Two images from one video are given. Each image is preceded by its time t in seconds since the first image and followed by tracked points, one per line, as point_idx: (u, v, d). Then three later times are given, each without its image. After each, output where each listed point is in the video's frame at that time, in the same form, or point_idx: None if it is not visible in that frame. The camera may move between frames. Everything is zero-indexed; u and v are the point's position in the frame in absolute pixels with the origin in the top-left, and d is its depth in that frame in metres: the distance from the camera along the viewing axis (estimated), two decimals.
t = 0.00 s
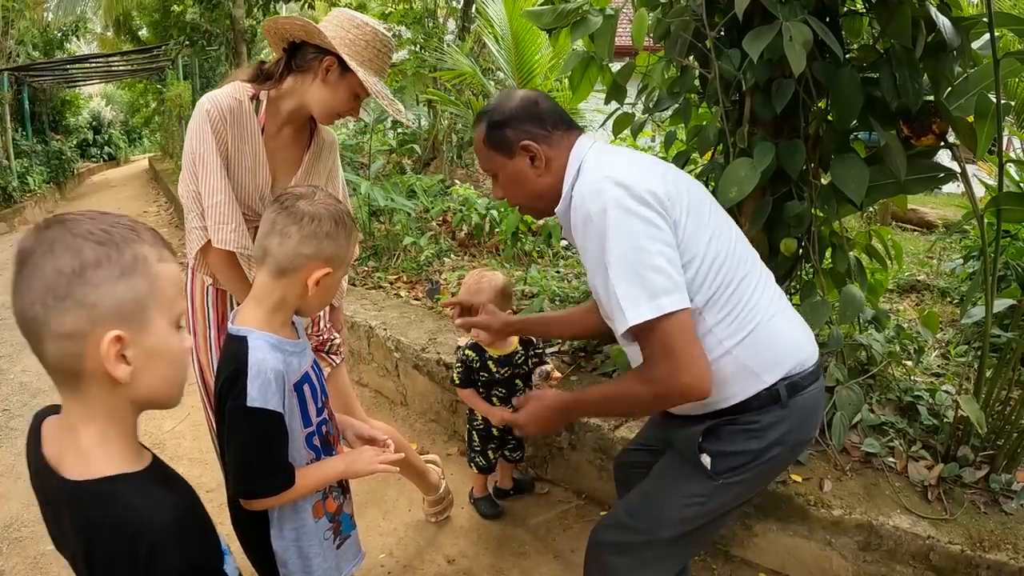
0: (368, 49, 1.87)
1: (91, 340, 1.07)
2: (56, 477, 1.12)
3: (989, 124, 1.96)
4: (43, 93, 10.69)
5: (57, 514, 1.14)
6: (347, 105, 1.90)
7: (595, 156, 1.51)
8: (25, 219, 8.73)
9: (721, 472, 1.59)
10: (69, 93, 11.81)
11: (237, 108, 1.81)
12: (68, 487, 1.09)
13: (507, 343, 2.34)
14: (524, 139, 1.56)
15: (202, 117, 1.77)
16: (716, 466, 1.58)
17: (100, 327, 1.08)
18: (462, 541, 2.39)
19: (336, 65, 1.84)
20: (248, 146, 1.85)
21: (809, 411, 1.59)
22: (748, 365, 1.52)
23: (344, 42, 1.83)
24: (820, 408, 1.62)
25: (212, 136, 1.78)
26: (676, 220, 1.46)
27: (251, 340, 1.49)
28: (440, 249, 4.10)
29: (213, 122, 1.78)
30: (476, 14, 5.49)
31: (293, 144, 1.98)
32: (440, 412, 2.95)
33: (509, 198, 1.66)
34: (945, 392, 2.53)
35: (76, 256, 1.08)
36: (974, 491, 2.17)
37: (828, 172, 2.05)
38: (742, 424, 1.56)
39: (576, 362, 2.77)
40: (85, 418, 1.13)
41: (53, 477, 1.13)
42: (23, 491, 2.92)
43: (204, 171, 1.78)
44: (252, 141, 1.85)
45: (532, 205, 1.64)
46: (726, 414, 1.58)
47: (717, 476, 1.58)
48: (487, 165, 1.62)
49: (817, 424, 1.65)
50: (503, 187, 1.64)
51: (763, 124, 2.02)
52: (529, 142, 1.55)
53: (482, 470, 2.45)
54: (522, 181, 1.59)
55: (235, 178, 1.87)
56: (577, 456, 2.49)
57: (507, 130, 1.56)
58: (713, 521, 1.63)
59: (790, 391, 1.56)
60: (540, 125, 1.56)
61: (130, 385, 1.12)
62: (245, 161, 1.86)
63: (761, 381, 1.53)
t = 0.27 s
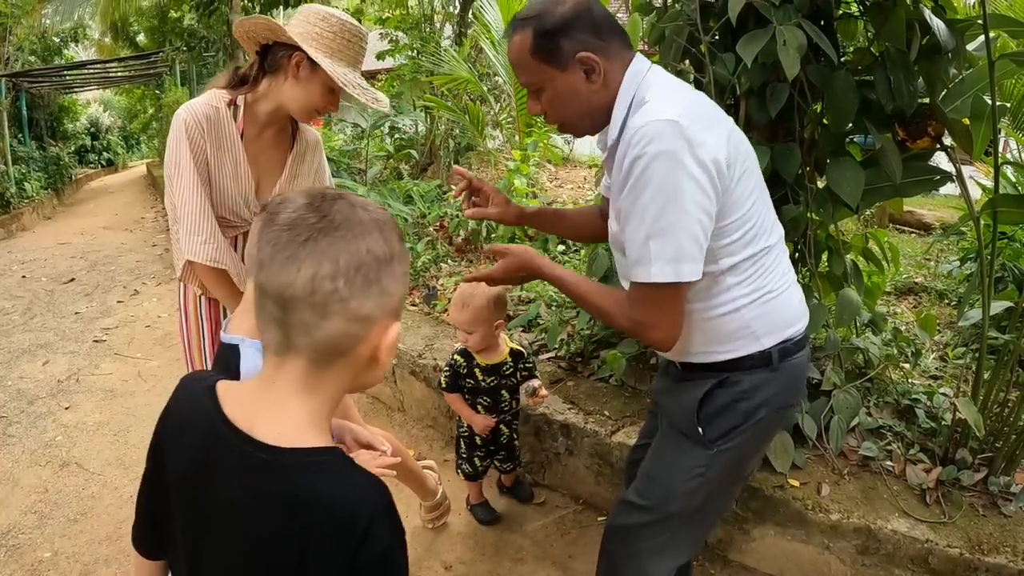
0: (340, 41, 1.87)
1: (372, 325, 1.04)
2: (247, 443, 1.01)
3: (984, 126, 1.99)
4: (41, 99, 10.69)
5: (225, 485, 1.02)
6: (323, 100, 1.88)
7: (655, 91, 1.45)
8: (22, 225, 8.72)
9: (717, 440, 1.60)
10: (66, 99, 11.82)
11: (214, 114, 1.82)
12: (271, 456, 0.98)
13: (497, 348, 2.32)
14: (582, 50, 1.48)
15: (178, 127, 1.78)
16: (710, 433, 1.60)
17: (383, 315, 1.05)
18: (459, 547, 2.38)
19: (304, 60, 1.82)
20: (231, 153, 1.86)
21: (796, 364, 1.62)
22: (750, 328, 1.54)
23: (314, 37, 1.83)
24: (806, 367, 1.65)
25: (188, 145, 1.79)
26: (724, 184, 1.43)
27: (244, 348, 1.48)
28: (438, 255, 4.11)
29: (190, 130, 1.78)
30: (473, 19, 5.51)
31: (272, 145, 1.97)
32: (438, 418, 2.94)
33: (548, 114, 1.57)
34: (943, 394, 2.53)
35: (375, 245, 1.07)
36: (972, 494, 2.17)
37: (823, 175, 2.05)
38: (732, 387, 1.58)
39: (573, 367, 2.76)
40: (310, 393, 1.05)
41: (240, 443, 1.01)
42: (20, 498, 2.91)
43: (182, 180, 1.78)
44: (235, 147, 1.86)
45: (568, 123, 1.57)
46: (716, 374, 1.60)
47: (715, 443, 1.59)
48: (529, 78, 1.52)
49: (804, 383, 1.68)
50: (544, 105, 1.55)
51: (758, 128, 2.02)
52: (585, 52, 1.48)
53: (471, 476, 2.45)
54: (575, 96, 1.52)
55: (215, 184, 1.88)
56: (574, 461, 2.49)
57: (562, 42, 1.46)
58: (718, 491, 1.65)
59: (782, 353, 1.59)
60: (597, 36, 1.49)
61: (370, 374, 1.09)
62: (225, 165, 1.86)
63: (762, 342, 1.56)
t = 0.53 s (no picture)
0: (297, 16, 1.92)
1: (447, 312, 1.12)
2: (333, 435, 1.03)
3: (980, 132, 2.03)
4: (42, 106, 10.73)
5: (310, 476, 1.04)
6: (297, 78, 1.91)
7: (701, 59, 1.42)
8: (22, 232, 8.73)
9: (723, 443, 1.59)
10: (67, 106, 11.86)
11: (196, 126, 1.83)
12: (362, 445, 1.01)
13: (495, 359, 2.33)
14: (622, 6, 1.39)
15: (161, 143, 1.78)
16: (717, 437, 1.59)
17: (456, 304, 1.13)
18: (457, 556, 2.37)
19: (260, 45, 1.87)
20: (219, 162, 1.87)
21: (790, 360, 1.62)
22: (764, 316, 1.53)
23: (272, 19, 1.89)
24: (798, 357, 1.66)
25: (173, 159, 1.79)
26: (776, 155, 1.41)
27: (237, 359, 1.52)
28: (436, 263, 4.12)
29: (175, 145, 1.79)
30: (472, 27, 5.54)
31: (261, 150, 1.98)
32: (436, 427, 2.94)
33: (576, 72, 1.48)
34: (942, 401, 2.53)
35: (447, 235, 1.15)
36: (972, 502, 2.16)
37: (820, 183, 2.06)
38: (733, 391, 1.57)
39: (571, 376, 2.77)
40: (388, 378, 1.09)
41: (319, 434, 1.04)
42: (18, 506, 2.91)
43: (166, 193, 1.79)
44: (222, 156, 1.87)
45: (595, 85, 1.49)
46: (716, 376, 1.58)
47: (723, 447, 1.59)
48: (560, 31, 1.44)
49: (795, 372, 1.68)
50: (573, 63, 1.47)
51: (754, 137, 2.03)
52: (626, 10, 1.40)
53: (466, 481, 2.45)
54: (608, 57, 1.44)
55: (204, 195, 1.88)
56: (572, 470, 2.49)
57: None
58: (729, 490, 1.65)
59: (780, 348, 1.58)
60: None
61: (431, 357, 1.16)
62: (212, 175, 1.87)
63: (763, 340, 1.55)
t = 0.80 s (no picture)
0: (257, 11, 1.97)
1: (429, 306, 1.14)
2: (332, 445, 1.03)
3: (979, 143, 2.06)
4: (46, 115, 10.80)
5: (319, 488, 1.04)
6: (265, 71, 1.97)
7: (741, 56, 1.38)
8: (25, 241, 8.76)
9: (733, 472, 1.55)
10: (71, 116, 11.93)
11: (182, 142, 1.88)
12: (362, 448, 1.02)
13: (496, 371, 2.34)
14: None
15: (148, 163, 1.81)
16: (727, 467, 1.55)
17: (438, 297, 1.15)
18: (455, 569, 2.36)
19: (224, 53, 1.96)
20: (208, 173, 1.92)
21: (785, 380, 1.60)
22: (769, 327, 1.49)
23: (233, 18, 1.94)
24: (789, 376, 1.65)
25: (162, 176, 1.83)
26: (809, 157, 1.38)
27: (228, 378, 1.51)
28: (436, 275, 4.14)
29: (163, 163, 1.83)
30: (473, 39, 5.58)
31: (251, 157, 2.02)
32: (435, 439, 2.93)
33: (606, 58, 1.39)
34: (942, 412, 2.52)
35: (424, 229, 1.17)
36: (973, 514, 2.15)
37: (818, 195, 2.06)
38: (739, 419, 1.53)
39: (570, 390, 2.77)
40: (378, 378, 1.10)
41: (317, 444, 1.04)
42: (16, 516, 2.91)
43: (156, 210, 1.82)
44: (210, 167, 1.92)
45: (624, 71, 1.41)
46: (716, 400, 1.53)
47: (731, 477, 1.56)
48: (595, 9, 1.34)
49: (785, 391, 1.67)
50: (603, 46, 1.38)
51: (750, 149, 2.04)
52: None
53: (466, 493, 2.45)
54: (641, 42, 1.36)
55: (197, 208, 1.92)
56: (571, 482, 2.48)
57: None
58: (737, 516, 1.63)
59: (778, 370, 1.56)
60: None
61: (416, 353, 1.19)
62: (204, 186, 1.92)
63: (764, 360, 1.51)
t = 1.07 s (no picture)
0: (251, 29, 1.98)
1: (403, 319, 1.13)
2: (317, 468, 1.04)
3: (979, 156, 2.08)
4: (51, 124, 10.86)
5: (309, 509, 1.05)
6: (257, 91, 1.97)
7: (740, 73, 1.42)
8: (29, 249, 8.80)
9: (733, 480, 1.56)
10: (76, 125, 12.01)
11: (182, 161, 1.91)
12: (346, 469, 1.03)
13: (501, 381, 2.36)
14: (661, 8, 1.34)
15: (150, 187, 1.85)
16: (727, 475, 1.56)
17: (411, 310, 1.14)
18: None
19: (219, 71, 1.96)
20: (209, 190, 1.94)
21: (780, 390, 1.62)
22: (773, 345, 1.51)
23: (227, 35, 1.97)
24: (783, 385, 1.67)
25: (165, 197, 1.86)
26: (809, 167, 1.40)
27: (230, 398, 1.51)
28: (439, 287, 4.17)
29: (166, 184, 1.86)
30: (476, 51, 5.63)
31: (251, 170, 2.05)
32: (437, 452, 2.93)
33: (602, 72, 1.40)
34: (944, 424, 2.53)
35: (391, 243, 1.16)
36: (975, 525, 2.16)
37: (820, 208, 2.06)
38: (738, 429, 1.53)
39: (572, 403, 2.78)
40: (357, 398, 1.11)
41: (309, 470, 1.04)
42: (19, 524, 2.92)
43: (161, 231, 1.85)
44: (211, 184, 1.95)
45: (624, 86, 1.41)
46: (715, 412, 1.53)
47: (732, 485, 1.56)
48: (594, 23, 1.37)
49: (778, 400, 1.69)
50: (601, 60, 1.40)
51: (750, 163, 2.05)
52: (665, 14, 1.35)
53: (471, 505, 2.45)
54: (639, 57, 1.37)
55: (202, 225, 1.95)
56: (572, 495, 2.48)
57: None
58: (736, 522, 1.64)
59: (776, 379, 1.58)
60: None
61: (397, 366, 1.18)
62: (208, 204, 1.95)
63: (764, 370, 1.53)
